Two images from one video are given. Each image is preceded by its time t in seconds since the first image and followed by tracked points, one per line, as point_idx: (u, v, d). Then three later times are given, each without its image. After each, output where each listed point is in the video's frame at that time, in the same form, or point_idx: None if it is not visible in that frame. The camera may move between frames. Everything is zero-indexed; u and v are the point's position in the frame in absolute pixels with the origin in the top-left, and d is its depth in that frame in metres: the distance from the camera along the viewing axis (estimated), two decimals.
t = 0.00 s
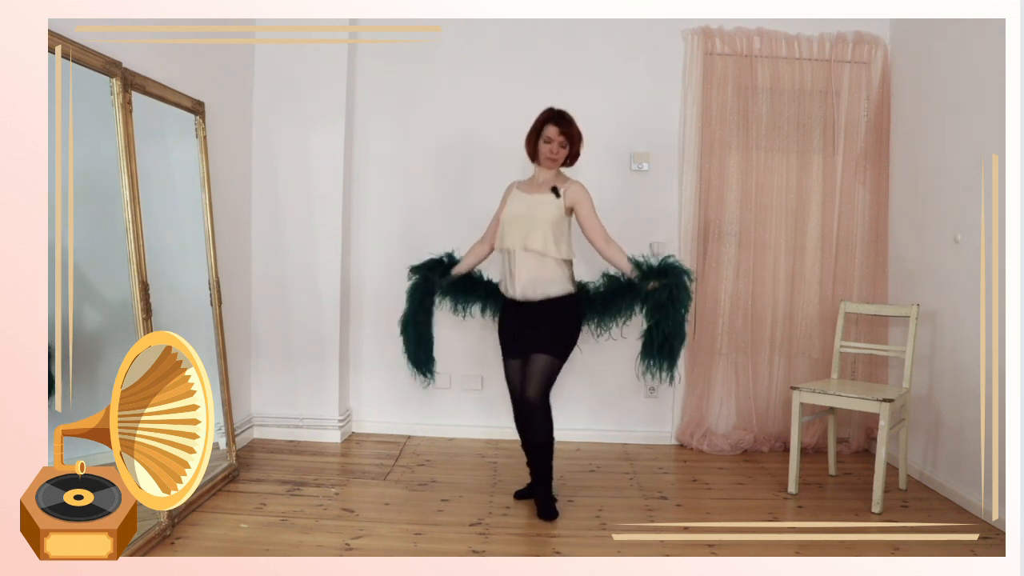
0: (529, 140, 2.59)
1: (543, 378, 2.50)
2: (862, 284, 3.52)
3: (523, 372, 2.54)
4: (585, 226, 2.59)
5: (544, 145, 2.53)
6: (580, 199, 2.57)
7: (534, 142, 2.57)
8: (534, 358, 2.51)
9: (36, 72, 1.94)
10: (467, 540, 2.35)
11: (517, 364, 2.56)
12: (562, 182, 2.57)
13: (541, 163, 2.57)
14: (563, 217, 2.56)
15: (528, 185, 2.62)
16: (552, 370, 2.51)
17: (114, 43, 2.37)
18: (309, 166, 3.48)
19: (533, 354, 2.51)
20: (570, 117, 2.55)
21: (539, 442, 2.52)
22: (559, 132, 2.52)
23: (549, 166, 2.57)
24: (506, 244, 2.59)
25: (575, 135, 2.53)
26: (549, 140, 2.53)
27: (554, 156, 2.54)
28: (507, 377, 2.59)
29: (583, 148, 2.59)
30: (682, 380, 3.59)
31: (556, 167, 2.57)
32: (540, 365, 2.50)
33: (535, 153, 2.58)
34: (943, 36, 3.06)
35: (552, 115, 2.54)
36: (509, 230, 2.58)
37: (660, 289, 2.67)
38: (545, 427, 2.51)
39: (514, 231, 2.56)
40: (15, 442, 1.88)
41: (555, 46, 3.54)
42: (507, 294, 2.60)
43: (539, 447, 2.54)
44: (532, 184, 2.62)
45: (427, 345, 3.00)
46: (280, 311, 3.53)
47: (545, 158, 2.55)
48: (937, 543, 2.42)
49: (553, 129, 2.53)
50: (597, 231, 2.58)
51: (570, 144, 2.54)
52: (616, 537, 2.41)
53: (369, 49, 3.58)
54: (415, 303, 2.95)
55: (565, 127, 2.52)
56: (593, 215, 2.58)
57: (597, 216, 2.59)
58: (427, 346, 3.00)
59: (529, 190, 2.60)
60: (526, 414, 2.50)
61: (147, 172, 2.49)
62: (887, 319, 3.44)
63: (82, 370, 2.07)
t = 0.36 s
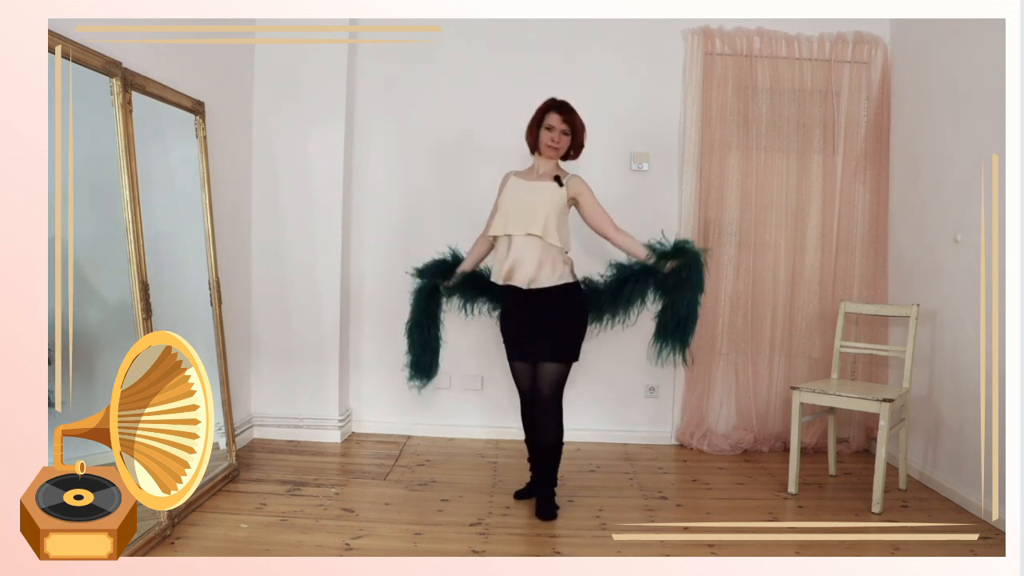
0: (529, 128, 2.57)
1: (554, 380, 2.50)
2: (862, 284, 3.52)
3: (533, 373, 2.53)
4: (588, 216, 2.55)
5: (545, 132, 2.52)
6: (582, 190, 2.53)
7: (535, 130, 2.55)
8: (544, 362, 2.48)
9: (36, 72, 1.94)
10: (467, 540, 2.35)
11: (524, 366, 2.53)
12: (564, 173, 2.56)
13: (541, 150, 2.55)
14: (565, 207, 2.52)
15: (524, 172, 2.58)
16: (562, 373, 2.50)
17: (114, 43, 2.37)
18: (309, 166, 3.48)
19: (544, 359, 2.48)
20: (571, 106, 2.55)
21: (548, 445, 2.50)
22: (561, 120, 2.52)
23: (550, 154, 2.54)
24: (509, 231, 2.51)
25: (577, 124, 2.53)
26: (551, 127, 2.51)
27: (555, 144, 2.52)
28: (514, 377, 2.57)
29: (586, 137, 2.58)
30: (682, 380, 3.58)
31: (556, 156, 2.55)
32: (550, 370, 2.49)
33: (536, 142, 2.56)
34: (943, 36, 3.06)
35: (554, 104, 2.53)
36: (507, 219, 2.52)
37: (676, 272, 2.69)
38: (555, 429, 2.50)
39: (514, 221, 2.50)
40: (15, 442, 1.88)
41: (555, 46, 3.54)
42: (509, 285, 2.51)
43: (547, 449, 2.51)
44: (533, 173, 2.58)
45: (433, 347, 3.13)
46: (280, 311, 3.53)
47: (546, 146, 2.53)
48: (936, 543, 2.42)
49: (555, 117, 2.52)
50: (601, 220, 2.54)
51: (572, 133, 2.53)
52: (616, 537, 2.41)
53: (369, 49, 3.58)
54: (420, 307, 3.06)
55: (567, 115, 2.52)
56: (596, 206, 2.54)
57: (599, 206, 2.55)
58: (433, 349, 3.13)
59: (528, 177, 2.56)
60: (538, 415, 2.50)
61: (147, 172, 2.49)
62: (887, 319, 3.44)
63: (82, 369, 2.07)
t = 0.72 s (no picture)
0: (519, 129, 2.57)
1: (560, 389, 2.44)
2: (862, 284, 3.52)
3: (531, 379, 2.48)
4: (604, 210, 2.49)
5: (535, 130, 2.51)
6: (589, 184, 2.48)
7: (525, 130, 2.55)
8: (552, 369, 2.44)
9: (36, 72, 1.94)
10: (467, 540, 2.35)
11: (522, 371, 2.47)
12: (568, 171, 2.51)
13: (534, 149, 2.54)
14: (578, 208, 2.49)
15: (528, 178, 2.56)
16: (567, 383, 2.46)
17: (114, 43, 2.37)
18: (309, 167, 3.48)
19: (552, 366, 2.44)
20: (559, 101, 2.54)
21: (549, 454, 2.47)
22: (549, 114, 2.51)
23: (543, 152, 2.52)
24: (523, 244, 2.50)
25: (566, 117, 2.52)
26: (540, 123, 2.51)
27: (547, 140, 2.51)
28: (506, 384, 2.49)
29: (577, 130, 2.55)
30: (682, 380, 3.58)
31: (551, 154, 2.53)
32: (561, 375, 2.44)
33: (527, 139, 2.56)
34: (943, 36, 3.06)
35: (540, 101, 2.53)
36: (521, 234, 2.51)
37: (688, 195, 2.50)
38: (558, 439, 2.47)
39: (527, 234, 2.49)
40: (15, 442, 1.88)
41: (555, 46, 3.54)
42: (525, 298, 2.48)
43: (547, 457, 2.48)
44: (537, 176, 2.55)
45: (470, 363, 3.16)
46: (281, 311, 3.53)
47: (538, 143, 2.52)
48: (936, 543, 2.42)
49: (544, 113, 2.52)
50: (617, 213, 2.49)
51: (562, 127, 2.52)
52: (616, 537, 2.41)
53: (369, 49, 3.58)
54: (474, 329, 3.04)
55: (556, 110, 2.52)
56: (608, 196, 2.47)
57: (611, 196, 2.48)
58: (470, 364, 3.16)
59: (532, 183, 2.53)
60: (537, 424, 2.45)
61: (147, 172, 2.49)
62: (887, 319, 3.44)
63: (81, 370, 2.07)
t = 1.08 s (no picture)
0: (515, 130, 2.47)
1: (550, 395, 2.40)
2: (862, 284, 3.52)
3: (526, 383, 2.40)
4: (589, 211, 2.35)
5: (531, 131, 2.41)
6: (565, 188, 2.33)
7: (520, 131, 2.45)
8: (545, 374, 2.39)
9: (36, 72, 1.94)
10: (467, 540, 2.36)
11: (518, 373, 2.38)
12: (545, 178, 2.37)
13: (526, 152, 2.44)
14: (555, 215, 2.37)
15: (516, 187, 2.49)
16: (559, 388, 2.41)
17: (114, 43, 2.37)
18: (308, 167, 3.48)
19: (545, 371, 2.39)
20: (560, 109, 2.44)
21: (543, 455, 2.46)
22: (549, 119, 2.41)
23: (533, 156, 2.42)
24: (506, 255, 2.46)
25: (563, 124, 2.42)
26: (536, 126, 2.41)
27: (540, 144, 2.40)
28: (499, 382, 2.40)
29: (571, 143, 2.46)
30: (682, 380, 3.58)
31: (542, 159, 2.42)
32: (553, 379, 2.39)
33: (521, 141, 2.45)
34: (943, 35, 3.05)
35: (541, 104, 2.43)
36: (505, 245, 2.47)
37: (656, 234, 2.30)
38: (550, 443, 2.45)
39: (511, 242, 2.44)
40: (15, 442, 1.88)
41: (555, 46, 3.54)
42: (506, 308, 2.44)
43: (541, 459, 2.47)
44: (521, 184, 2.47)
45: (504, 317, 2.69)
46: (281, 311, 3.53)
47: (529, 146, 2.42)
48: (936, 543, 2.42)
49: (543, 116, 2.42)
50: (603, 212, 2.34)
51: (558, 134, 2.41)
52: (616, 537, 2.41)
53: (369, 49, 3.58)
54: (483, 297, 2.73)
55: (555, 115, 2.42)
56: (591, 197, 2.33)
57: (594, 196, 2.34)
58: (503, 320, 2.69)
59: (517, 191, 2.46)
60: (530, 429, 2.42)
61: (147, 172, 2.49)
62: (887, 319, 3.44)
63: (81, 370, 2.07)
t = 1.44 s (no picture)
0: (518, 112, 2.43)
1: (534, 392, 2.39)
2: (862, 284, 3.52)
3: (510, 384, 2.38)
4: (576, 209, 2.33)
5: (534, 116, 2.37)
6: (554, 177, 2.32)
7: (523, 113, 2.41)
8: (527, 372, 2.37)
9: (36, 72, 1.94)
10: (467, 540, 2.36)
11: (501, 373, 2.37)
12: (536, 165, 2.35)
13: (525, 136, 2.40)
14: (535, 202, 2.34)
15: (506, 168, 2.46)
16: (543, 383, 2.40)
17: (114, 43, 2.37)
18: (308, 167, 3.48)
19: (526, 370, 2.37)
20: (566, 96, 2.40)
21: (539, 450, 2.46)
22: (554, 105, 2.37)
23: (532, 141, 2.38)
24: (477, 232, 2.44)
25: (568, 113, 2.38)
26: (540, 110, 2.37)
27: (540, 130, 2.37)
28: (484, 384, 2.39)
29: (576, 132, 2.44)
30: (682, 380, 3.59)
31: (540, 144, 2.39)
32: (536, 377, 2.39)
33: (522, 125, 2.41)
34: (943, 35, 3.05)
35: (548, 89, 2.39)
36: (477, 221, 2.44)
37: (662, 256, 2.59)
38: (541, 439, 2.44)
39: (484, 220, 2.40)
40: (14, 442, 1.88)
41: (555, 46, 3.54)
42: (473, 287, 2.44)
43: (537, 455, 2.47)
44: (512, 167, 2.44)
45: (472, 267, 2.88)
46: (280, 311, 3.53)
47: (529, 131, 2.38)
48: (936, 543, 2.42)
49: (548, 102, 2.38)
50: (587, 213, 2.32)
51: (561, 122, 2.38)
52: (616, 537, 2.41)
53: (369, 49, 3.58)
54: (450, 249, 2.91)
55: (561, 102, 2.38)
56: (578, 194, 2.32)
57: (581, 193, 2.33)
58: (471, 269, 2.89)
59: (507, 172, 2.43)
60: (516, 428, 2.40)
61: (147, 172, 2.49)
62: (887, 319, 3.44)
63: (82, 370, 2.07)
